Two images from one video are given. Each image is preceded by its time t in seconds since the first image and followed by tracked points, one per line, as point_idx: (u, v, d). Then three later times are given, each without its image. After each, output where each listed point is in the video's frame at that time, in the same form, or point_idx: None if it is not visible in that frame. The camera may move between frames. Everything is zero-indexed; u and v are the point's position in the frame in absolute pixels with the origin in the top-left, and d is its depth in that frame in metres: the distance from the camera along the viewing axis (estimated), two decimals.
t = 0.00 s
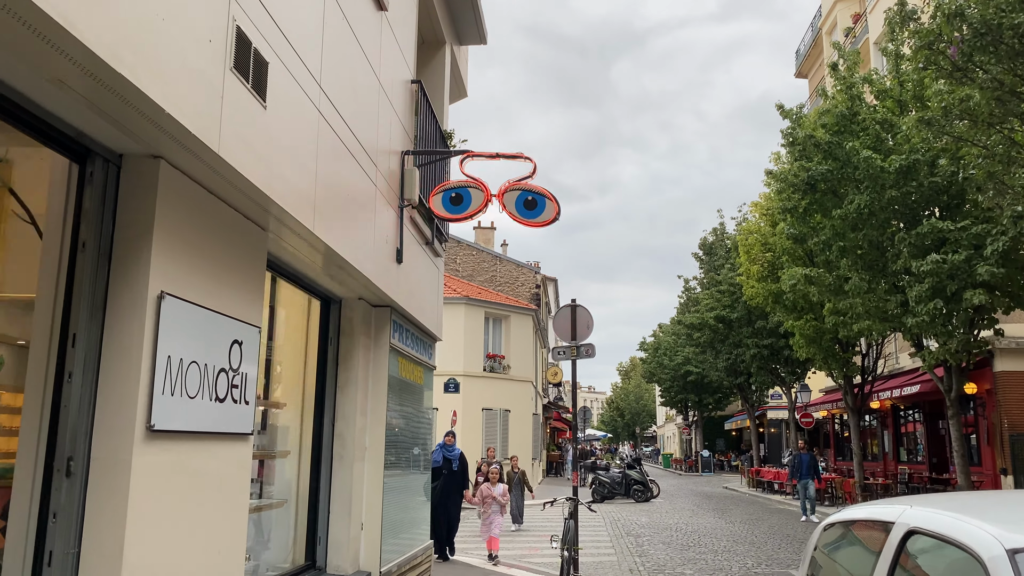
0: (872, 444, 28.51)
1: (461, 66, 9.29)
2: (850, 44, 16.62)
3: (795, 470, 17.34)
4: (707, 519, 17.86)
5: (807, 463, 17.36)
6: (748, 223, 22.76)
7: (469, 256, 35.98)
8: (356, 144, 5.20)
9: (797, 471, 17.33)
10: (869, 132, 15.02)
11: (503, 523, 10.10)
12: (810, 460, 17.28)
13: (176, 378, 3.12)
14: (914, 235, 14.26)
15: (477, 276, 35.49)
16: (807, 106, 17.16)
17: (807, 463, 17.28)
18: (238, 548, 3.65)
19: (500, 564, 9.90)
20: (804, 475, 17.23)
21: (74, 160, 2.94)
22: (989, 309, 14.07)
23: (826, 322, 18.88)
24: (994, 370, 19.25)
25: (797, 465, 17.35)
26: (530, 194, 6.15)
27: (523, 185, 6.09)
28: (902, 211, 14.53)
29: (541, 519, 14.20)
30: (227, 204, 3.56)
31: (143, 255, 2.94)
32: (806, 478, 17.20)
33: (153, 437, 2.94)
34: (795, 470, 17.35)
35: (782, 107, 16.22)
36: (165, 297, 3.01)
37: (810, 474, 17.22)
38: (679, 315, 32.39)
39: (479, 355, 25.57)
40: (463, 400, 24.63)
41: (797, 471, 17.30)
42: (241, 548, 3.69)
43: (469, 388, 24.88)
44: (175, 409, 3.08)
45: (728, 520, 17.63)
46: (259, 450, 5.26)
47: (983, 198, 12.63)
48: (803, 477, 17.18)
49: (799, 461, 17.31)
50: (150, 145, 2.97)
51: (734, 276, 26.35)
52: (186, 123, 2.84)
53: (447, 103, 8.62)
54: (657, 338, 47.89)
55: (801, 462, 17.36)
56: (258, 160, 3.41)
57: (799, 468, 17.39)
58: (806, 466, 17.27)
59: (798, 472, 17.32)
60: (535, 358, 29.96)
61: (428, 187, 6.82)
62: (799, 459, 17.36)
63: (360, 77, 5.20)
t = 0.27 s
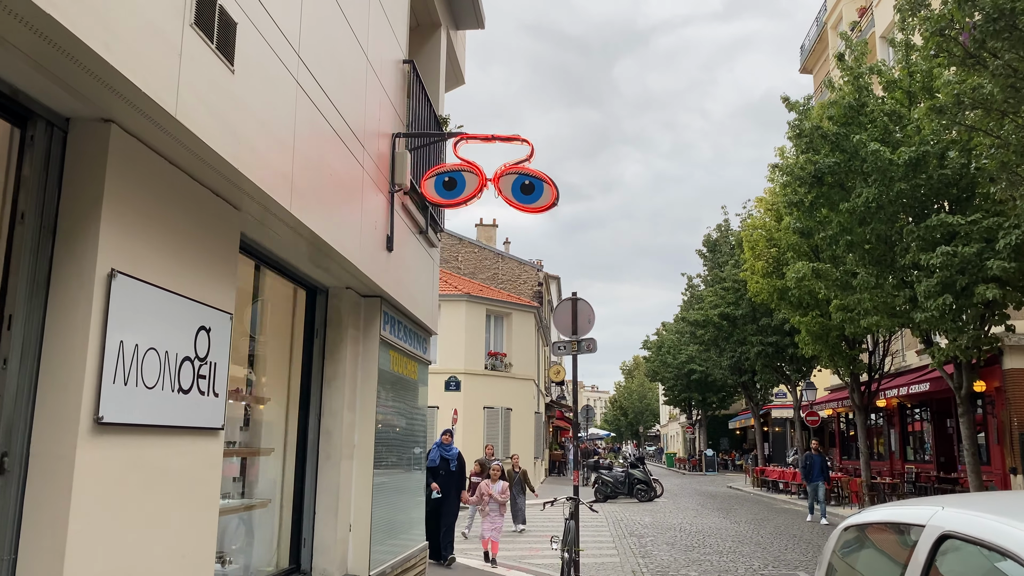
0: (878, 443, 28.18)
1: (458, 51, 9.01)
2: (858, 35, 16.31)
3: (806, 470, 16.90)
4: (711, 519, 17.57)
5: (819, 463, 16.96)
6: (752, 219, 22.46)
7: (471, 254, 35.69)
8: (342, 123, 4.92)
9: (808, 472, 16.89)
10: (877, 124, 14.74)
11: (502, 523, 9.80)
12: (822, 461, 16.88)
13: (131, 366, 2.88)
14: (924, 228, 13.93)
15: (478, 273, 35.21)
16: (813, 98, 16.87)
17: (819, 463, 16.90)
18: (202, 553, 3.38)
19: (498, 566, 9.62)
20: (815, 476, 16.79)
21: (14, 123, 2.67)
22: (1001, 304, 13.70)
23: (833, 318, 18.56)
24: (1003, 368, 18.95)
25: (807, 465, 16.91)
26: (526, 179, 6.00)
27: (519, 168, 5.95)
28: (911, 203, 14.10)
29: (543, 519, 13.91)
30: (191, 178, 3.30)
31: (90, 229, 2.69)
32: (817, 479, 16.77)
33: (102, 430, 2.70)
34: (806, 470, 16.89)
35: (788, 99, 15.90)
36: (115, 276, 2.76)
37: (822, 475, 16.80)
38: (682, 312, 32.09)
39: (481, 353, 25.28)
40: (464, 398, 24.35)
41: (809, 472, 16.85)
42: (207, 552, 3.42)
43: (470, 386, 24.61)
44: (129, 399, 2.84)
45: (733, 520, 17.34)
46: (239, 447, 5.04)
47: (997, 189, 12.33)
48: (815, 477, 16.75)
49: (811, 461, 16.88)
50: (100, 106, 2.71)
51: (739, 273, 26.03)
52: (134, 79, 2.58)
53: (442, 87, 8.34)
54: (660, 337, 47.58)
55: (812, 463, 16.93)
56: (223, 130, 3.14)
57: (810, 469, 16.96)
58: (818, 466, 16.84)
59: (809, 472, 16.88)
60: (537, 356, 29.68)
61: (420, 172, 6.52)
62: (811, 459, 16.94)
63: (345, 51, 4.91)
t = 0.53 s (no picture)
0: (883, 443, 27.86)
1: (454, 40, 8.74)
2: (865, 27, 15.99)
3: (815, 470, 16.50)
4: (714, 520, 17.32)
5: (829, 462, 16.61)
6: (756, 216, 22.16)
7: (473, 252, 35.40)
8: (327, 108, 4.65)
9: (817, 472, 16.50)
10: (884, 117, 14.34)
11: (500, 529, 9.44)
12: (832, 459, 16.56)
13: (72, 363, 2.76)
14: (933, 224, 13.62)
15: (480, 272, 34.94)
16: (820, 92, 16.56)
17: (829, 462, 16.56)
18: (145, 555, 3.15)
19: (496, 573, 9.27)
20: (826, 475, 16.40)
21: None
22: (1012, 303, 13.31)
23: (839, 317, 18.24)
24: (1012, 367, 18.65)
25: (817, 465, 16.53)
26: (523, 165, 5.78)
27: (515, 155, 5.72)
28: (919, 199, 13.80)
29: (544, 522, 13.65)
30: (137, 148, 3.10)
31: (24, 212, 2.59)
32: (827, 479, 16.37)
33: (36, 432, 2.58)
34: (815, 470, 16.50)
35: (794, 93, 15.61)
36: (54, 260, 2.67)
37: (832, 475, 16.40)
38: (685, 311, 31.77)
39: (481, 352, 25.01)
40: (465, 398, 24.10)
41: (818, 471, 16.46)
42: (152, 556, 3.20)
43: (470, 385, 24.34)
44: (69, 399, 2.73)
45: (737, 521, 17.08)
46: (220, 450, 4.83)
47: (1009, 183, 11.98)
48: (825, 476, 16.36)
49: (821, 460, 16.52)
50: (36, 73, 2.59)
51: (743, 271, 25.74)
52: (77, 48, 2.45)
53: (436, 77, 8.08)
54: (664, 336, 47.27)
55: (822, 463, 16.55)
56: (179, 102, 2.99)
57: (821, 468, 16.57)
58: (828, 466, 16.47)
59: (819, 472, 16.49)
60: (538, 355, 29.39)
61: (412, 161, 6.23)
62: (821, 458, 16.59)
63: (328, 29, 4.65)
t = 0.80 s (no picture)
0: (887, 442, 27.56)
1: (448, 22, 8.43)
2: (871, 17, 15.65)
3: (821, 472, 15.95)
4: (716, 520, 17.02)
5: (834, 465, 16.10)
6: (758, 212, 21.87)
7: (472, 249, 35.08)
8: (309, 81, 4.37)
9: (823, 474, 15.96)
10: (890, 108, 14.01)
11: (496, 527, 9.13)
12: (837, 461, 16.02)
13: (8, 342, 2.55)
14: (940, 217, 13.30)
15: (479, 269, 34.63)
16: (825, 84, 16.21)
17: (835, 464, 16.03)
18: (80, 553, 2.87)
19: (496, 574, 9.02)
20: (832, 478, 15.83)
21: None
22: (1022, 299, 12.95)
23: (844, 314, 17.93)
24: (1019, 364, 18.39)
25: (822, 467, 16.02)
26: (520, 144, 5.74)
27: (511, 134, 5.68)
28: (927, 192, 13.46)
29: (543, 522, 13.35)
30: (84, 108, 2.93)
31: None
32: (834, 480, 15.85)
33: None
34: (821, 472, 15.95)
35: (798, 84, 15.28)
36: None
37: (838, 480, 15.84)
38: (686, 309, 31.47)
39: (480, 349, 24.70)
40: (463, 396, 23.81)
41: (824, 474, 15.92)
42: (89, 553, 2.92)
43: (469, 383, 24.04)
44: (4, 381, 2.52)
45: (740, 521, 16.78)
46: (196, 446, 4.64)
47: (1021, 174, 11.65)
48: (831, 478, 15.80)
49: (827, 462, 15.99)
50: None
51: (745, 268, 25.43)
52: None
53: (429, 60, 7.77)
54: (665, 334, 46.95)
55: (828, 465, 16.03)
56: (131, 55, 2.79)
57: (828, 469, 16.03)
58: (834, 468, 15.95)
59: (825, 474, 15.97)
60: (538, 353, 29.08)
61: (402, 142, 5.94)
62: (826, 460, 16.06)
63: None
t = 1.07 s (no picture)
0: (888, 443, 27.30)
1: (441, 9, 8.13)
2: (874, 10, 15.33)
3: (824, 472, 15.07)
4: (717, 522, 16.74)
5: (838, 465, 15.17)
6: (758, 210, 21.58)
7: (469, 248, 34.78)
8: (287, 60, 4.11)
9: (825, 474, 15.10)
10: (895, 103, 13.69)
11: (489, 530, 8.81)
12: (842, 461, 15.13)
13: None
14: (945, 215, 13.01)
15: (477, 268, 34.33)
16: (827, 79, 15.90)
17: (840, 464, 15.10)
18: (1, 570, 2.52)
19: None
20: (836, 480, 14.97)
21: None
22: None
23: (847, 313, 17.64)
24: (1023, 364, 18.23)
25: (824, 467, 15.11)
26: (513, 130, 5.81)
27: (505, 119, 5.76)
28: (931, 189, 13.15)
29: (540, 525, 13.06)
30: (16, 71, 2.58)
31: None
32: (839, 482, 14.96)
33: None
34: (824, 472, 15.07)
35: (800, 79, 14.98)
36: None
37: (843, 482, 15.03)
38: (685, 308, 31.19)
39: (477, 349, 24.40)
40: (460, 396, 23.51)
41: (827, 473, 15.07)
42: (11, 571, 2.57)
43: (466, 383, 23.75)
44: None
45: (740, 523, 16.50)
46: (168, 450, 4.46)
47: None
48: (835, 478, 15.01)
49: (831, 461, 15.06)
50: None
51: (745, 266, 25.13)
52: None
53: (419, 47, 7.46)
54: (663, 333, 46.69)
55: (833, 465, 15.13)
56: (67, 12, 2.45)
57: (830, 469, 15.16)
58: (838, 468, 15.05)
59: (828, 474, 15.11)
60: (535, 352, 28.79)
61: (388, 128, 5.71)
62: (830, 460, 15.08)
63: None
